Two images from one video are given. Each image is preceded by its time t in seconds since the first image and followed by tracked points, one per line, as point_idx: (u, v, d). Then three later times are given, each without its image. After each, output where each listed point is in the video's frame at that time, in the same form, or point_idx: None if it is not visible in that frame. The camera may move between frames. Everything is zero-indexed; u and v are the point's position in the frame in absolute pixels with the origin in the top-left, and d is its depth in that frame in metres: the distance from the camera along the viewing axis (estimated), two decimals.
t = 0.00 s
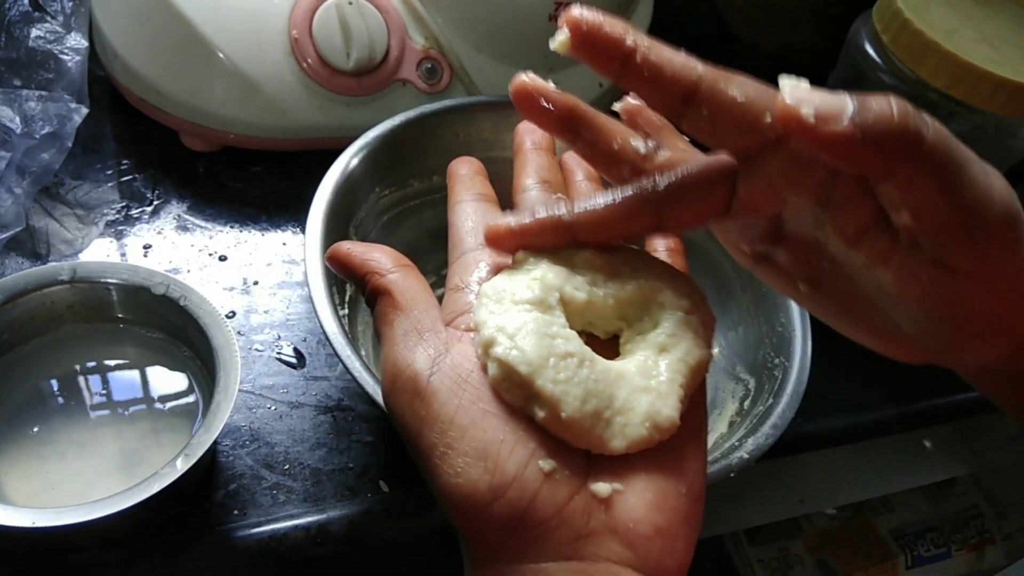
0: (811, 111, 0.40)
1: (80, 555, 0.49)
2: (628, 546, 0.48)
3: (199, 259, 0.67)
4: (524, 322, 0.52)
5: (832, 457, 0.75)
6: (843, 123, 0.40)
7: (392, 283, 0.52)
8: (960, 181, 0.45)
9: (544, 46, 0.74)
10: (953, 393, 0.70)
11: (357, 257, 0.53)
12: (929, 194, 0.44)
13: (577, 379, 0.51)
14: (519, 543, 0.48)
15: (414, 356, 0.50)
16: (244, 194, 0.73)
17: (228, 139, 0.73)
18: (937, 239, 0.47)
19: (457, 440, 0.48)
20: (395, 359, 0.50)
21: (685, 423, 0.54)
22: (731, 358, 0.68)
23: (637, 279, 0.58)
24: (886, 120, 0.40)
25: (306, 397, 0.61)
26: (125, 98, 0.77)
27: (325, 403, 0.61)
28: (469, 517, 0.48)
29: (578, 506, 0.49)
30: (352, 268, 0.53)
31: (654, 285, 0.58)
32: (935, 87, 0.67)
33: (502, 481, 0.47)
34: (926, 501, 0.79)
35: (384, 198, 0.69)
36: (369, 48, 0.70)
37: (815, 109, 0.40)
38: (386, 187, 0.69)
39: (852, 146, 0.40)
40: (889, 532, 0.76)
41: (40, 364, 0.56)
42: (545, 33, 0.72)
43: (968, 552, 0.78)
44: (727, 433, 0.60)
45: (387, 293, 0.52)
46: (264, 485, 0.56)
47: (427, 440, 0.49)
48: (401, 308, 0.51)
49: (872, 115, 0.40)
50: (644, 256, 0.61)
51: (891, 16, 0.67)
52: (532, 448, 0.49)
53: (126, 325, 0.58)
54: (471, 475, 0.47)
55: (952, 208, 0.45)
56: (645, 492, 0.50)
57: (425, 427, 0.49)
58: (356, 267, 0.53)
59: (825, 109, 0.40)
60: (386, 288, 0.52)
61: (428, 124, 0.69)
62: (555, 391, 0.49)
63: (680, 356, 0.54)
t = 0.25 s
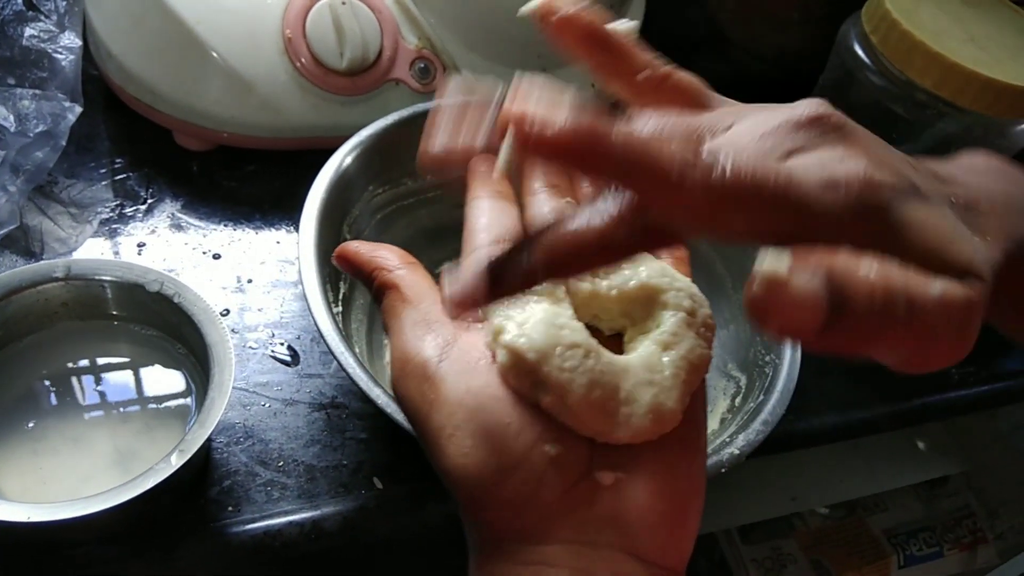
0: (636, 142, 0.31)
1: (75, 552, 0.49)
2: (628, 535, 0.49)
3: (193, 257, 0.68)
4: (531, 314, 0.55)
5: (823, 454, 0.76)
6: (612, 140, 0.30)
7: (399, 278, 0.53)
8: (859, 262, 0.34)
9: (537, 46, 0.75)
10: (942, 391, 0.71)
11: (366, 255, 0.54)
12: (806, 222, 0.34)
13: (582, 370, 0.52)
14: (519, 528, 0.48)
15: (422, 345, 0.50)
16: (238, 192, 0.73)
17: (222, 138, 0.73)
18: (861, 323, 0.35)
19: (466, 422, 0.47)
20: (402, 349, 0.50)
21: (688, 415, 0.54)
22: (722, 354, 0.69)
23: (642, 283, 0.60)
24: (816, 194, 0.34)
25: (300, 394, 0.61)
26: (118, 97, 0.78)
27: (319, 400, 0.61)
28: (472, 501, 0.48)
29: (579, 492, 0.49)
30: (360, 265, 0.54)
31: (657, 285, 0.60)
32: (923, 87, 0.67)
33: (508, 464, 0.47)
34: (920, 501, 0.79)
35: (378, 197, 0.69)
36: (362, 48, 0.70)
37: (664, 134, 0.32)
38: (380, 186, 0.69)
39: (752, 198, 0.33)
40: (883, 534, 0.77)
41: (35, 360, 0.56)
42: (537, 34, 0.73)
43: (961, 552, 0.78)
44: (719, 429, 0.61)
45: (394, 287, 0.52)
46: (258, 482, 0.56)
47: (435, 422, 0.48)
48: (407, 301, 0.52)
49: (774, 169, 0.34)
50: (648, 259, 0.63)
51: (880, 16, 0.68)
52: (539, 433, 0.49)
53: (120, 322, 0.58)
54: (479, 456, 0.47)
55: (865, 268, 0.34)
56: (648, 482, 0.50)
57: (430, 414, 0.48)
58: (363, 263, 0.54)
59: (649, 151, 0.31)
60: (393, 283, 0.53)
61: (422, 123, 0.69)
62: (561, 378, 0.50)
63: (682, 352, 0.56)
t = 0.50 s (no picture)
0: (634, 90, 0.32)
1: (73, 552, 0.50)
2: (634, 545, 0.49)
3: (191, 259, 0.68)
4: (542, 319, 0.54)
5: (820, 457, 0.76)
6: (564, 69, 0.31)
7: (405, 288, 0.53)
8: (840, 202, 0.30)
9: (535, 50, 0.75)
10: (937, 394, 0.71)
11: (372, 267, 0.55)
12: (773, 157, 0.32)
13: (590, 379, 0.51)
14: (526, 542, 0.48)
15: (426, 355, 0.51)
16: (237, 194, 0.73)
17: (221, 139, 0.73)
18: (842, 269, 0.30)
19: (472, 430, 0.48)
20: (409, 359, 0.51)
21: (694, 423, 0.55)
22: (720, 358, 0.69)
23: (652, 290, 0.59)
24: (795, 126, 0.32)
25: (298, 396, 0.61)
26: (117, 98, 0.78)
27: (317, 402, 0.61)
28: (481, 511, 0.48)
29: (588, 500, 0.49)
30: (367, 276, 0.55)
31: (668, 290, 0.59)
32: (919, 92, 0.68)
33: (513, 472, 0.48)
34: (915, 504, 0.80)
35: (376, 199, 0.70)
36: (361, 51, 0.71)
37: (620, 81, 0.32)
38: (379, 188, 0.70)
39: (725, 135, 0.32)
40: (877, 536, 0.77)
41: (34, 362, 0.56)
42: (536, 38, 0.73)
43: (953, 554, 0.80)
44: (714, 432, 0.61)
45: (400, 297, 0.53)
46: (255, 483, 0.56)
47: (440, 430, 0.48)
48: (413, 312, 0.52)
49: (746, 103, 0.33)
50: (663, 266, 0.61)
51: (876, 22, 0.68)
52: (544, 442, 0.50)
53: (118, 323, 0.59)
54: (485, 465, 0.47)
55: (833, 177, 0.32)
56: (654, 491, 0.51)
57: (438, 422, 0.49)
58: (370, 275, 0.55)
59: (638, 89, 0.32)
60: (398, 293, 0.53)
61: (420, 126, 0.69)
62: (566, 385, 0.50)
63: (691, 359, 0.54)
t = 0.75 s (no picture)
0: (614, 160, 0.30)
1: (71, 549, 0.50)
2: (631, 556, 0.49)
3: (190, 256, 0.68)
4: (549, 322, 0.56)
5: (818, 456, 0.76)
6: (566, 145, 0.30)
7: (397, 305, 0.54)
8: (831, 242, 0.29)
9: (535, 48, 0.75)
10: (935, 393, 0.72)
11: (365, 284, 0.55)
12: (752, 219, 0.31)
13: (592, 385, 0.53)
14: (521, 551, 0.48)
15: (420, 370, 0.51)
16: (236, 191, 0.73)
17: (220, 136, 0.73)
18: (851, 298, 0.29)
19: (466, 442, 0.48)
20: (402, 374, 0.51)
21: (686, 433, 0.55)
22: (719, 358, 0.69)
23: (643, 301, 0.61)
24: (779, 179, 0.31)
25: (297, 394, 0.61)
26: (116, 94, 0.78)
27: (316, 400, 0.61)
28: (477, 523, 0.48)
29: (583, 511, 0.49)
30: (359, 294, 0.55)
31: (662, 303, 0.61)
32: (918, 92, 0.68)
33: (508, 483, 0.47)
34: (912, 503, 0.80)
35: (376, 197, 0.70)
36: (361, 48, 0.71)
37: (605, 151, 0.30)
38: (378, 186, 0.70)
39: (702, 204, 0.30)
40: (875, 534, 0.77)
41: (33, 358, 0.56)
42: (536, 36, 0.73)
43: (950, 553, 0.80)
44: (713, 431, 0.61)
45: (393, 313, 0.53)
46: (254, 481, 0.56)
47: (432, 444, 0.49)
48: (406, 329, 0.52)
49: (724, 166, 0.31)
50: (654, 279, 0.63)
51: (876, 21, 0.68)
52: (540, 452, 0.50)
53: (117, 320, 0.58)
54: (480, 476, 0.47)
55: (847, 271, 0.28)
56: (648, 503, 0.51)
57: (431, 433, 0.49)
58: (363, 292, 0.55)
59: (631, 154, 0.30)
60: (391, 310, 0.53)
61: (420, 123, 0.69)
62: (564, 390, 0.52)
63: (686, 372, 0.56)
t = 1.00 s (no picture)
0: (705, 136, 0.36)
1: (69, 554, 0.49)
2: (630, 560, 0.49)
3: (189, 259, 0.68)
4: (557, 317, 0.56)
5: (817, 460, 0.76)
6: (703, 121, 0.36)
7: (394, 307, 0.53)
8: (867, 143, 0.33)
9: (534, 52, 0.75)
10: (934, 398, 0.72)
11: (361, 284, 0.54)
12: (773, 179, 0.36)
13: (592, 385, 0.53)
14: (520, 552, 0.48)
15: (420, 372, 0.50)
16: (236, 194, 0.73)
17: (220, 140, 0.73)
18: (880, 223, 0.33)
19: (465, 446, 0.48)
20: (401, 377, 0.50)
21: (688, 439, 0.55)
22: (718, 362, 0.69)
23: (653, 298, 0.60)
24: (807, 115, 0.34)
25: (296, 398, 0.61)
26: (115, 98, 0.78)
27: (315, 404, 0.61)
28: (477, 527, 0.48)
29: (584, 516, 0.49)
30: (355, 294, 0.54)
31: (670, 305, 0.60)
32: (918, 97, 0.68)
33: (509, 487, 0.48)
34: (911, 506, 0.80)
35: (375, 201, 0.70)
36: (361, 51, 0.71)
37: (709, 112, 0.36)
38: (377, 190, 0.69)
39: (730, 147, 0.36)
40: (874, 537, 0.78)
41: (31, 363, 0.56)
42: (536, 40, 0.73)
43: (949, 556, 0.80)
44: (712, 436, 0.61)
45: (389, 316, 0.52)
46: (253, 486, 0.56)
47: (434, 449, 0.48)
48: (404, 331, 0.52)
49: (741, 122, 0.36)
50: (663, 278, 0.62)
51: (875, 25, 0.68)
52: (540, 457, 0.50)
53: (116, 324, 0.58)
54: (480, 480, 0.47)
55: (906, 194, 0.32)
56: (648, 507, 0.51)
57: (431, 437, 0.49)
58: (359, 292, 0.54)
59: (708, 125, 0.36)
60: (387, 311, 0.52)
61: (420, 128, 0.69)
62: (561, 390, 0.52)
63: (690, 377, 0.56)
